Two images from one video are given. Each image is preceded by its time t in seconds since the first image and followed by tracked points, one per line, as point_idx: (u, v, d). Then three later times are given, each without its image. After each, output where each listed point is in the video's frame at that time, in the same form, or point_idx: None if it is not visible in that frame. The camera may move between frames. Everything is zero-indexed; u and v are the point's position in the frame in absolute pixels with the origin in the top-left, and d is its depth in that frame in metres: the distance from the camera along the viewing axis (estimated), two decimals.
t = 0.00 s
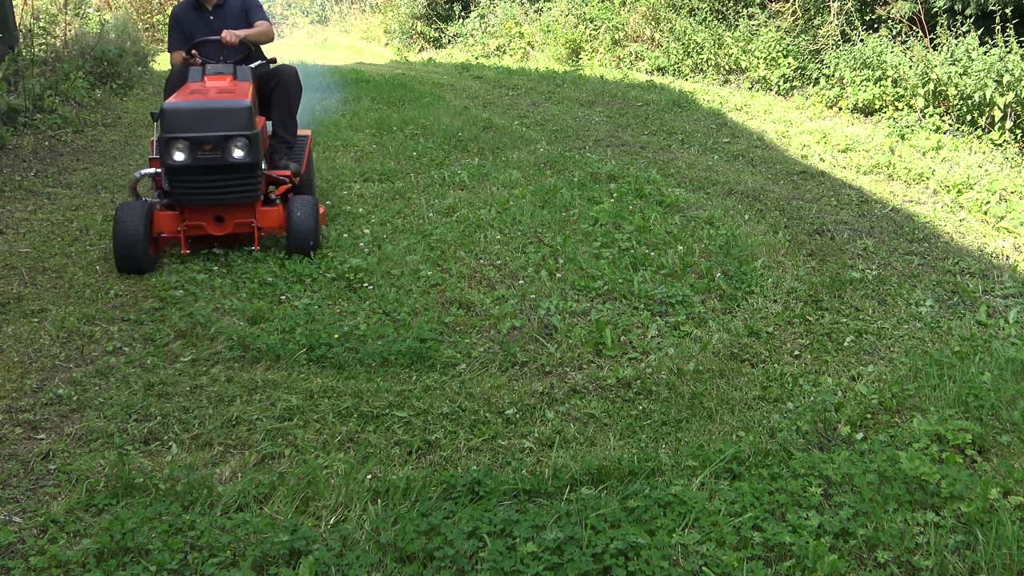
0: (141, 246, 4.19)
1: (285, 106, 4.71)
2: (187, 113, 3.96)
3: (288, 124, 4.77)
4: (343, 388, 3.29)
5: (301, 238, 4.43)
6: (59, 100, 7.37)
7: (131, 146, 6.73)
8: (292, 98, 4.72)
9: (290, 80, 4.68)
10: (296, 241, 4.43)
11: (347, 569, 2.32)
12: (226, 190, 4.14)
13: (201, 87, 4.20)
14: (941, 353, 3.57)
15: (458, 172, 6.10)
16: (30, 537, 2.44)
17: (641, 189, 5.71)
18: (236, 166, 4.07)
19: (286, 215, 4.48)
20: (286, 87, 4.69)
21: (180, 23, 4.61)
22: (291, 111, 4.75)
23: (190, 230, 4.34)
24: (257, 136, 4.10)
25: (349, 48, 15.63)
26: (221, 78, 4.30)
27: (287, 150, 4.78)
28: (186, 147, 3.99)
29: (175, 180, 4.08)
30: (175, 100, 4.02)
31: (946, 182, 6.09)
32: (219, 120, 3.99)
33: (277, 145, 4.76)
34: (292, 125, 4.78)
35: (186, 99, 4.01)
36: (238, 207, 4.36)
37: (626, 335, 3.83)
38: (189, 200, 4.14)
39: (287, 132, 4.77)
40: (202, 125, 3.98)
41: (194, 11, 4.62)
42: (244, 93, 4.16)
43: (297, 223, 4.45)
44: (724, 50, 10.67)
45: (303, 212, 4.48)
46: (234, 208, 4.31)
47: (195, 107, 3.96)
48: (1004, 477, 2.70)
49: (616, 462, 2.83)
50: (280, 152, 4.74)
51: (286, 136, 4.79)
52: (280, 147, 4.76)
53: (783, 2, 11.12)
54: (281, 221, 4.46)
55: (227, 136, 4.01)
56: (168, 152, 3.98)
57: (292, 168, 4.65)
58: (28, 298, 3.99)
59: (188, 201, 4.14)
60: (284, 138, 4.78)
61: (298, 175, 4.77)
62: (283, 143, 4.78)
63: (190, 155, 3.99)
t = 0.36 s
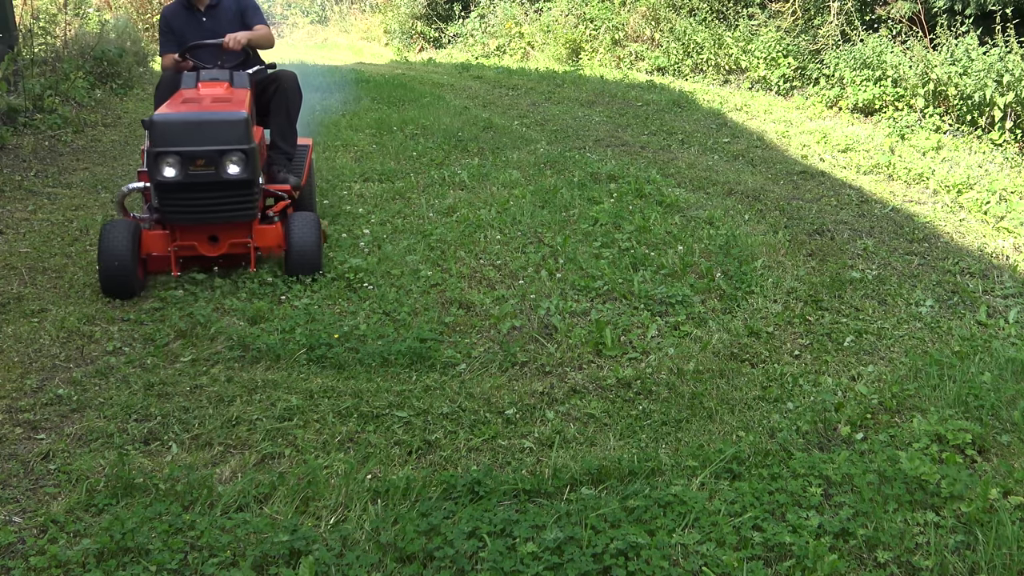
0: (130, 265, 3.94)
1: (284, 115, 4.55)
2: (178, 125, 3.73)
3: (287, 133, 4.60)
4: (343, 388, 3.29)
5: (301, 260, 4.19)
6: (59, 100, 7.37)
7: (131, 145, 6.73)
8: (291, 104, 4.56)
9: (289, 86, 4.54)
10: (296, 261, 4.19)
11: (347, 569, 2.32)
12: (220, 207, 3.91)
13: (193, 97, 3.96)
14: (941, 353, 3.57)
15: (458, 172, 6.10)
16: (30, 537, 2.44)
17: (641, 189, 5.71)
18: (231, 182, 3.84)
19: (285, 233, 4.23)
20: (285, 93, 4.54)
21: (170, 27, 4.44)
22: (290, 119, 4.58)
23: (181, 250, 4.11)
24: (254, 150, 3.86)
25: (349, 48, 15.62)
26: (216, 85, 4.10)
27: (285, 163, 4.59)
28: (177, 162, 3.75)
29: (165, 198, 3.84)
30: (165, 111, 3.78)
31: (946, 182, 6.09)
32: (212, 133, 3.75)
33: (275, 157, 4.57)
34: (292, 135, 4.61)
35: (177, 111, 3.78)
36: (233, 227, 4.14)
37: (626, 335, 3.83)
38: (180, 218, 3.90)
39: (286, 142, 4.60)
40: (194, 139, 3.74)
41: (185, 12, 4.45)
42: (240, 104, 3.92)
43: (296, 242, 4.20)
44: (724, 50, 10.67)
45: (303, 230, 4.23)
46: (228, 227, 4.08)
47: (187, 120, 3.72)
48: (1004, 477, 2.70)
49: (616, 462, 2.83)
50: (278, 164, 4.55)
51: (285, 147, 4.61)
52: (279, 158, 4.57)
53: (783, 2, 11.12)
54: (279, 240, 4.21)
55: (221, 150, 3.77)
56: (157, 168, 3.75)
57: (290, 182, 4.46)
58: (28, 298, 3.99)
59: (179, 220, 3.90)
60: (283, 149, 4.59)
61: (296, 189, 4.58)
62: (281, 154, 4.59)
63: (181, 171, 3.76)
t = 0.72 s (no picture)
0: (132, 286, 3.70)
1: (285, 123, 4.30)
2: (175, 139, 3.46)
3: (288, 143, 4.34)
4: (343, 388, 3.29)
5: (313, 275, 3.95)
6: (59, 100, 7.37)
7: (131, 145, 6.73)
8: (293, 111, 4.31)
9: (292, 92, 4.30)
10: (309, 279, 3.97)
11: (347, 569, 2.32)
12: (221, 227, 3.66)
13: (190, 105, 3.70)
14: (941, 353, 3.57)
15: (457, 172, 6.10)
16: (30, 537, 2.44)
17: (641, 189, 5.71)
18: (233, 200, 3.58)
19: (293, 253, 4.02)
20: (287, 100, 4.29)
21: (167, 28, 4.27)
22: (291, 127, 4.32)
23: (177, 273, 3.82)
24: (257, 165, 3.60)
25: (349, 48, 15.62)
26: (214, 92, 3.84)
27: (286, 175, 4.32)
28: (174, 178, 3.50)
29: (162, 216, 3.59)
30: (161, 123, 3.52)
31: (946, 182, 6.08)
32: (213, 148, 3.49)
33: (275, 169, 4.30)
34: (294, 145, 4.34)
35: (173, 124, 3.51)
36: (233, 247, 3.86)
37: (626, 335, 3.83)
38: (176, 238, 3.65)
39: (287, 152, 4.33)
40: (193, 154, 3.48)
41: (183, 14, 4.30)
42: (242, 115, 3.66)
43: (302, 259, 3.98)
44: (724, 50, 10.67)
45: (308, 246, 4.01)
46: (227, 249, 3.78)
47: (185, 132, 3.47)
48: (1004, 477, 2.70)
49: (616, 462, 2.83)
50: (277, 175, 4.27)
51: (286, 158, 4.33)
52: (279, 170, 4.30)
53: (783, 2, 11.12)
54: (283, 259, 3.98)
55: (222, 166, 3.52)
56: (153, 185, 3.49)
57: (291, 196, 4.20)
58: (28, 298, 3.99)
59: (176, 240, 3.65)
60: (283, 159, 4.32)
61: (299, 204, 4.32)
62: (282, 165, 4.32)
63: (178, 188, 3.50)
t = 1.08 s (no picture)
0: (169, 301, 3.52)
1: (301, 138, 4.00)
2: (211, 158, 3.19)
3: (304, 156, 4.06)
4: (343, 388, 3.29)
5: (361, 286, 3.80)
6: (59, 100, 7.37)
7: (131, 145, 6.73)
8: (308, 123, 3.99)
9: (304, 102, 3.94)
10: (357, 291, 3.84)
11: (347, 569, 2.32)
12: (258, 250, 3.41)
13: (211, 118, 3.41)
14: (941, 353, 3.57)
15: (458, 172, 6.10)
16: (30, 537, 2.44)
17: (641, 189, 5.71)
18: (273, 221, 3.35)
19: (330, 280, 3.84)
20: (297, 110, 3.95)
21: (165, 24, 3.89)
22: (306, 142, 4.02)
23: (207, 300, 3.60)
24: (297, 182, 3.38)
25: (349, 48, 15.61)
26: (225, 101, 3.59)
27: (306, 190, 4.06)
28: (211, 200, 3.23)
29: (195, 241, 3.32)
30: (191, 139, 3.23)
31: (946, 182, 6.08)
32: (252, 165, 3.24)
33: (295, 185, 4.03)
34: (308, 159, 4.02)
35: (209, 141, 3.23)
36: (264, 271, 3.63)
37: (626, 335, 3.83)
38: (212, 264, 3.38)
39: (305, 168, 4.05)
40: (229, 173, 3.21)
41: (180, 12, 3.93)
42: (273, 128, 3.41)
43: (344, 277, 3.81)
44: (724, 50, 10.67)
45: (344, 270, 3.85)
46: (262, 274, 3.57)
47: (222, 150, 3.20)
48: (1004, 477, 2.70)
49: (616, 462, 2.83)
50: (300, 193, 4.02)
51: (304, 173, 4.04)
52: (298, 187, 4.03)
53: (783, 2, 11.12)
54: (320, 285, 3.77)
55: (263, 185, 3.27)
56: (187, 209, 3.22)
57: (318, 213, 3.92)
58: (28, 298, 3.99)
59: (210, 267, 3.39)
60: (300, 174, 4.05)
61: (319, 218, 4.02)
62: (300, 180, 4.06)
63: (216, 211, 3.25)
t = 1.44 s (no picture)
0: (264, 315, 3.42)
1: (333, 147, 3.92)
2: (311, 164, 3.09)
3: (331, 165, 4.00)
4: (344, 389, 3.29)
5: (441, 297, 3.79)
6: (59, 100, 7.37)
7: (131, 145, 6.73)
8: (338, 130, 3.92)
9: (335, 104, 3.85)
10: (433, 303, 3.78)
11: (347, 569, 2.32)
12: (355, 260, 3.30)
13: (285, 128, 3.33)
14: (941, 353, 3.57)
15: (458, 172, 6.10)
16: (30, 537, 2.44)
17: (641, 189, 5.71)
18: (373, 228, 3.25)
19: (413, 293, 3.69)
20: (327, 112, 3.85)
21: (184, 20, 3.67)
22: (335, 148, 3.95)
23: (297, 318, 3.42)
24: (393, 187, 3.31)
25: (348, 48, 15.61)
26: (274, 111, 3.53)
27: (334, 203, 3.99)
28: (313, 209, 3.12)
29: (294, 253, 3.18)
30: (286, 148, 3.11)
31: (946, 182, 6.08)
32: (353, 169, 3.16)
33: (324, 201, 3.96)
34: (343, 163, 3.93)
35: (305, 147, 3.13)
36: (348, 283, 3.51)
37: (626, 335, 3.83)
38: (308, 278, 3.24)
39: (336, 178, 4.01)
40: (332, 178, 3.12)
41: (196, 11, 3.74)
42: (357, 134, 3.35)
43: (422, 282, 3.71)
44: (724, 50, 10.67)
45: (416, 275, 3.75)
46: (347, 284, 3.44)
47: (322, 155, 3.11)
48: (1004, 477, 2.70)
49: (616, 462, 2.83)
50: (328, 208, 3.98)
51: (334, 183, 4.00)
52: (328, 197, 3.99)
53: (783, 2, 11.12)
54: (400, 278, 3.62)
55: (364, 190, 3.18)
56: (290, 219, 3.08)
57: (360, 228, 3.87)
58: (27, 298, 3.99)
59: (306, 281, 3.24)
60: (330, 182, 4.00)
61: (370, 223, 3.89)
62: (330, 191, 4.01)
63: (319, 219, 3.13)
